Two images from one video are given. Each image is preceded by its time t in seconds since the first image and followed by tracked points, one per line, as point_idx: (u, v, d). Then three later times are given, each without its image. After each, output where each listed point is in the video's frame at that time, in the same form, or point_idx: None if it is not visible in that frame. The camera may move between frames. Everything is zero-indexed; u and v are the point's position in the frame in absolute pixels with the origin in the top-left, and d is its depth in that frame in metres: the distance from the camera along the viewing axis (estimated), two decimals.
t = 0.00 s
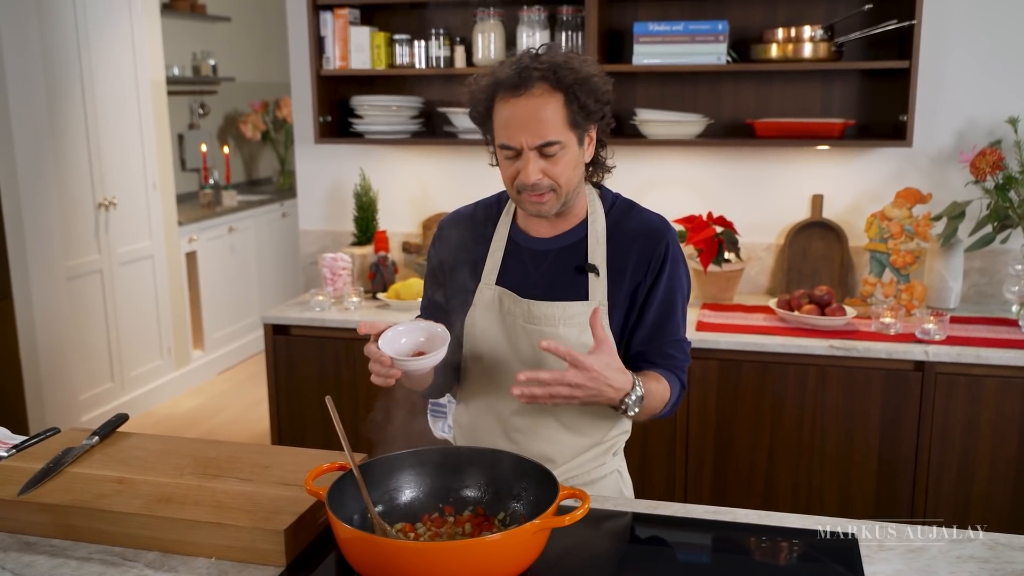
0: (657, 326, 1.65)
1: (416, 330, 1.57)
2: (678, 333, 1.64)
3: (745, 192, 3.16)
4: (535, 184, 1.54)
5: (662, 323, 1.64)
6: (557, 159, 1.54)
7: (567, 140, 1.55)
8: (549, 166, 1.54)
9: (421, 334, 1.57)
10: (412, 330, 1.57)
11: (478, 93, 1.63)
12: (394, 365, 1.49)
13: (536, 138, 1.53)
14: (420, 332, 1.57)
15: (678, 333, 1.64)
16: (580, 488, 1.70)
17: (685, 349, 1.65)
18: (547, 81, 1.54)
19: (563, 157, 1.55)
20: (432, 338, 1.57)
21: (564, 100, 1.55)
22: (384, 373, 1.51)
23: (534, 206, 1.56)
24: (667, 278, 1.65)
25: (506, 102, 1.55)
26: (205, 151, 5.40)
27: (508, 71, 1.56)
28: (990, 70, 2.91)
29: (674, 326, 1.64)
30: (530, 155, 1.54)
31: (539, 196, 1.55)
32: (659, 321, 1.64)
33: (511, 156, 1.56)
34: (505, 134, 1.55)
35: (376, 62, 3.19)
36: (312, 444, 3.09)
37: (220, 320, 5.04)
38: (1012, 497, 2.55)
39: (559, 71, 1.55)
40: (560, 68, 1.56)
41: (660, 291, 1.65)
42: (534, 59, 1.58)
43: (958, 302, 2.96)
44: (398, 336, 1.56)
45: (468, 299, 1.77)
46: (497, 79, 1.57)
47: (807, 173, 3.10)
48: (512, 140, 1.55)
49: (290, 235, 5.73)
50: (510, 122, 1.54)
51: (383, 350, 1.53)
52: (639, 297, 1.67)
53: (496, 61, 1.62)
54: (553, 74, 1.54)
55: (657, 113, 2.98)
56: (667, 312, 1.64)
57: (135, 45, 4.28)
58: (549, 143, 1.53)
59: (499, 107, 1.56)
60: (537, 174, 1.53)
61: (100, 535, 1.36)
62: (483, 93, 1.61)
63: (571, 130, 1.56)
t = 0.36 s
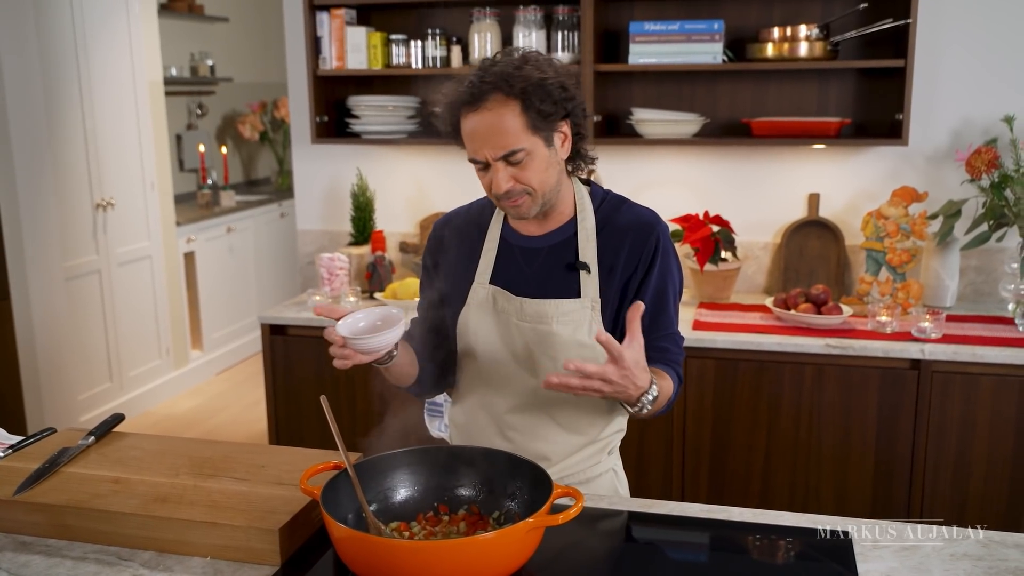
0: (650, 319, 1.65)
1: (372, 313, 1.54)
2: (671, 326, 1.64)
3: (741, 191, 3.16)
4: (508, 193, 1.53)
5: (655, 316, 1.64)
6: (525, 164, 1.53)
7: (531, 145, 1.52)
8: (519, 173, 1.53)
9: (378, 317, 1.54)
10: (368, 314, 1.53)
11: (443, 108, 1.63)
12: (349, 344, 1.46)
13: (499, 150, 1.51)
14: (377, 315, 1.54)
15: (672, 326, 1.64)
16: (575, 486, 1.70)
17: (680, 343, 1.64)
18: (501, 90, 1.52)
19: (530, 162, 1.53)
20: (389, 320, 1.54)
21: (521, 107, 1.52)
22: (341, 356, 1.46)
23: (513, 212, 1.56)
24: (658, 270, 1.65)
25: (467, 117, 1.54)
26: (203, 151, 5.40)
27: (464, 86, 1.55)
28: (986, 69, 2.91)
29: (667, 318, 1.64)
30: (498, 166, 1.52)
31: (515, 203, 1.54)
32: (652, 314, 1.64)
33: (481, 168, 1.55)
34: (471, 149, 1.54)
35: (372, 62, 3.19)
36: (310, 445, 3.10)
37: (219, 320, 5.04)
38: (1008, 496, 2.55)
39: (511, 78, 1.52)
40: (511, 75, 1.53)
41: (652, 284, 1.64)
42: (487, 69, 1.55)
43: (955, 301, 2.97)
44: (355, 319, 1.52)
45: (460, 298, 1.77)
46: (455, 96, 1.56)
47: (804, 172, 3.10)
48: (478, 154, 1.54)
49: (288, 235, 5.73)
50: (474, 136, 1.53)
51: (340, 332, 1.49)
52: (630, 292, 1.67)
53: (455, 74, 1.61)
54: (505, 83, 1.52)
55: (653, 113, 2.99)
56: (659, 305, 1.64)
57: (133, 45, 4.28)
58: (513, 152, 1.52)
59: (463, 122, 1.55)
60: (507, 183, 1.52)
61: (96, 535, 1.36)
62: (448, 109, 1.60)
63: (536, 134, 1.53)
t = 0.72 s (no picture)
0: (651, 320, 1.64)
1: (371, 345, 1.52)
2: (672, 327, 1.63)
3: (747, 190, 3.15)
4: (508, 183, 1.52)
5: (655, 317, 1.64)
6: (527, 154, 1.53)
7: (534, 135, 1.53)
8: (520, 162, 1.53)
9: (375, 348, 1.52)
10: (366, 345, 1.51)
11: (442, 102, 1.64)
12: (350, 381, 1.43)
13: (503, 137, 1.52)
14: (374, 346, 1.52)
15: (673, 326, 1.63)
16: (577, 486, 1.71)
17: (681, 343, 1.64)
18: (504, 80, 1.53)
19: (532, 153, 1.53)
20: (389, 352, 1.51)
21: (523, 96, 1.53)
22: (342, 390, 1.44)
23: (513, 204, 1.55)
24: (658, 271, 1.64)
25: (467, 107, 1.55)
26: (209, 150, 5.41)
27: (464, 77, 1.56)
28: (991, 68, 2.90)
29: (668, 319, 1.63)
30: (500, 154, 1.52)
31: (516, 193, 1.53)
32: (653, 315, 1.64)
33: (482, 158, 1.55)
34: (473, 138, 1.54)
35: (377, 61, 3.19)
36: (314, 443, 3.10)
37: (225, 319, 5.05)
38: (1014, 495, 2.54)
39: (515, 68, 1.54)
40: (513, 66, 1.55)
41: (653, 286, 1.64)
42: (489, 60, 1.57)
43: (961, 300, 2.95)
44: (354, 352, 1.50)
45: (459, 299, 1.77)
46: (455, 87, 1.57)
47: (809, 171, 3.09)
48: (480, 143, 1.53)
49: (294, 234, 5.74)
50: (473, 126, 1.54)
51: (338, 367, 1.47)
52: (631, 292, 1.67)
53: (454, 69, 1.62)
54: (506, 72, 1.53)
55: (658, 111, 2.98)
56: (660, 307, 1.64)
57: (139, 44, 4.29)
58: (517, 140, 1.52)
59: (462, 113, 1.56)
60: (510, 171, 1.52)
61: (99, 533, 1.37)
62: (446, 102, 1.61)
63: (536, 124, 1.54)
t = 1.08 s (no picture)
0: (649, 322, 1.65)
1: (404, 341, 1.53)
2: (669, 329, 1.65)
3: (749, 190, 3.15)
4: (537, 162, 1.55)
5: (654, 319, 1.65)
6: (559, 139, 1.58)
7: (569, 122, 1.59)
8: (552, 145, 1.57)
9: (409, 344, 1.53)
10: (399, 341, 1.53)
11: (477, 78, 1.67)
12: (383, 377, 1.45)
13: (543, 116, 1.57)
14: (408, 342, 1.53)
15: (671, 329, 1.65)
16: (576, 486, 1.70)
17: (678, 345, 1.66)
18: (552, 62, 1.59)
19: (564, 138, 1.58)
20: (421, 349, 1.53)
21: (567, 82, 1.59)
22: (373, 386, 1.47)
23: (533, 186, 1.58)
24: (658, 274, 1.65)
25: (510, 79, 1.58)
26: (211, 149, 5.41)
27: (512, 50, 1.60)
28: (993, 68, 2.89)
29: (666, 321, 1.65)
30: (535, 132, 1.56)
31: (542, 174, 1.56)
32: (651, 317, 1.65)
33: (515, 133, 1.58)
34: (511, 110, 1.58)
35: (378, 60, 3.19)
36: (314, 442, 3.10)
37: (226, 317, 5.05)
38: (1016, 496, 2.54)
39: (563, 54, 1.61)
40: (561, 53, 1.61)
41: (652, 288, 1.65)
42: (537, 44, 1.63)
43: (963, 300, 2.95)
44: (387, 348, 1.51)
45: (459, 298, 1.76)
46: (502, 57, 1.60)
47: (811, 171, 3.09)
48: (517, 117, 1.57)
49: (296, 233, 5.74)
50: (513, 99, 1.57)
51: (372, 362, 1.48)
52: (630, 293, 1.67)
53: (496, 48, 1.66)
54: (556, 55, 1.59)
55: (659, 111, 2.97)
56: (659, 309, 1.65)
57: (141, 43, 4.29)
58: (554, 122, 1.57)
59: (502, 86, 1.59)
60: (541, 150, 1.56)
61: (97, 531, 1.37)
62: (484, 74, 1.64)
63: (572, 113, 1.60)
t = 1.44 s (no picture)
0: (651, 327, 1.65)
1: (413, 346, 1.56)
2: (672, 335, 1.64)
3: (750, 193, 3.14)
4: (542, 164, 1.55)
5: (656, 324, 1.64)
6: (566, 142, 1.57)
7: (576, 126, 1.58)
8: (557, 148, 1.56)
9: (418, 350, 1.56)
10: (408, 347, 1.56)
11: (486, 79, 1.67)
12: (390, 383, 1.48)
13: (549, 118, 1.56)
14: (417, 348, 1.56)
15: (673, 334, 1.64)
16: (575, 489, 1.70)
17: (680, 350, 1.65)
18: (561, 66, 1.59)
19: (570, 142, 1.57)
20: (430, 355, 1.55)
21: (575, 86, 1.59)
22: (381, 392, 1.50)
23: (537, 188, 1.57)
24: (661, 279, 1.65)
25: (518, 81, 1.59)
26: (211, 150, 5.41)
27: (522, 53, 1.60)
28: (993, 71, 2.89)
29: (668, 327, 1.64)
30: (541, 135, 1.56)
31: (546, 177, 1.56)
32: (653, 322, 1.65)
33: (521, 135, 1.58)
34: (518, 112, 1.57)
35: (378, 62, 3.19)
36: (314, 445, 3.10)
37: (226, 319, 5.05)
38: (1016, 500, 2.53)
39: (573, 58, 1.61)
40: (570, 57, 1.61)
41: (654, 293, 1.65)
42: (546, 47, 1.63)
43: (963, 303, 2.94)
44: (395, 353, 1.55)
45: (460, 299, 1.76)
46: (511, 59, 1.61)
47: (811, 173, 3.08)
48: (524, 119, 1.57)
49: (296, 235, 5.74)
50: (521, 101, 1.57)
51: (380, 367, 1.52)
52: (632, 298, 1.67)
53: (506, 50, 1.67)
54: (565, 59, 1.59)
55: (659, 113, 2.97)
56: (661, 314, 1.65)
57: (142, 44, 4.29)
58: (560, 125, 1.57)
59: (510, 88, 1.59)
60: (546, 153, 1.55)
61: (95, 534, 1.36)
62: (493, 75, 1.64)
63: (579, 118, 1.60)
